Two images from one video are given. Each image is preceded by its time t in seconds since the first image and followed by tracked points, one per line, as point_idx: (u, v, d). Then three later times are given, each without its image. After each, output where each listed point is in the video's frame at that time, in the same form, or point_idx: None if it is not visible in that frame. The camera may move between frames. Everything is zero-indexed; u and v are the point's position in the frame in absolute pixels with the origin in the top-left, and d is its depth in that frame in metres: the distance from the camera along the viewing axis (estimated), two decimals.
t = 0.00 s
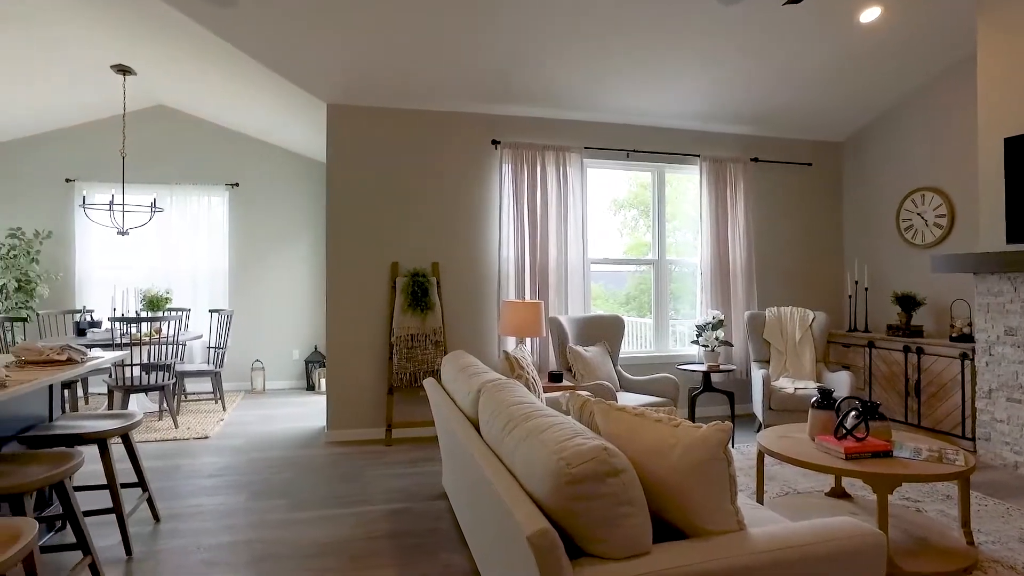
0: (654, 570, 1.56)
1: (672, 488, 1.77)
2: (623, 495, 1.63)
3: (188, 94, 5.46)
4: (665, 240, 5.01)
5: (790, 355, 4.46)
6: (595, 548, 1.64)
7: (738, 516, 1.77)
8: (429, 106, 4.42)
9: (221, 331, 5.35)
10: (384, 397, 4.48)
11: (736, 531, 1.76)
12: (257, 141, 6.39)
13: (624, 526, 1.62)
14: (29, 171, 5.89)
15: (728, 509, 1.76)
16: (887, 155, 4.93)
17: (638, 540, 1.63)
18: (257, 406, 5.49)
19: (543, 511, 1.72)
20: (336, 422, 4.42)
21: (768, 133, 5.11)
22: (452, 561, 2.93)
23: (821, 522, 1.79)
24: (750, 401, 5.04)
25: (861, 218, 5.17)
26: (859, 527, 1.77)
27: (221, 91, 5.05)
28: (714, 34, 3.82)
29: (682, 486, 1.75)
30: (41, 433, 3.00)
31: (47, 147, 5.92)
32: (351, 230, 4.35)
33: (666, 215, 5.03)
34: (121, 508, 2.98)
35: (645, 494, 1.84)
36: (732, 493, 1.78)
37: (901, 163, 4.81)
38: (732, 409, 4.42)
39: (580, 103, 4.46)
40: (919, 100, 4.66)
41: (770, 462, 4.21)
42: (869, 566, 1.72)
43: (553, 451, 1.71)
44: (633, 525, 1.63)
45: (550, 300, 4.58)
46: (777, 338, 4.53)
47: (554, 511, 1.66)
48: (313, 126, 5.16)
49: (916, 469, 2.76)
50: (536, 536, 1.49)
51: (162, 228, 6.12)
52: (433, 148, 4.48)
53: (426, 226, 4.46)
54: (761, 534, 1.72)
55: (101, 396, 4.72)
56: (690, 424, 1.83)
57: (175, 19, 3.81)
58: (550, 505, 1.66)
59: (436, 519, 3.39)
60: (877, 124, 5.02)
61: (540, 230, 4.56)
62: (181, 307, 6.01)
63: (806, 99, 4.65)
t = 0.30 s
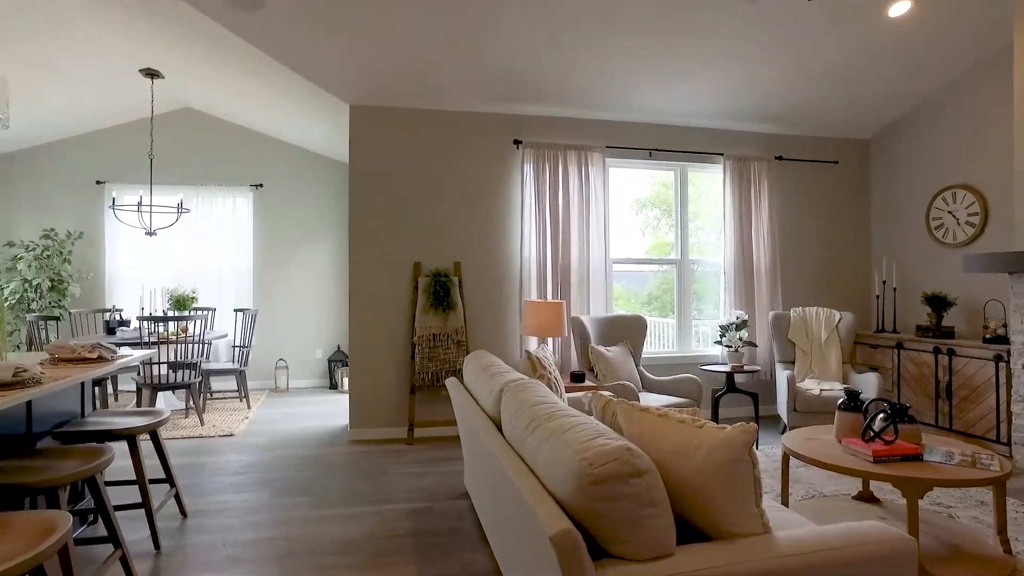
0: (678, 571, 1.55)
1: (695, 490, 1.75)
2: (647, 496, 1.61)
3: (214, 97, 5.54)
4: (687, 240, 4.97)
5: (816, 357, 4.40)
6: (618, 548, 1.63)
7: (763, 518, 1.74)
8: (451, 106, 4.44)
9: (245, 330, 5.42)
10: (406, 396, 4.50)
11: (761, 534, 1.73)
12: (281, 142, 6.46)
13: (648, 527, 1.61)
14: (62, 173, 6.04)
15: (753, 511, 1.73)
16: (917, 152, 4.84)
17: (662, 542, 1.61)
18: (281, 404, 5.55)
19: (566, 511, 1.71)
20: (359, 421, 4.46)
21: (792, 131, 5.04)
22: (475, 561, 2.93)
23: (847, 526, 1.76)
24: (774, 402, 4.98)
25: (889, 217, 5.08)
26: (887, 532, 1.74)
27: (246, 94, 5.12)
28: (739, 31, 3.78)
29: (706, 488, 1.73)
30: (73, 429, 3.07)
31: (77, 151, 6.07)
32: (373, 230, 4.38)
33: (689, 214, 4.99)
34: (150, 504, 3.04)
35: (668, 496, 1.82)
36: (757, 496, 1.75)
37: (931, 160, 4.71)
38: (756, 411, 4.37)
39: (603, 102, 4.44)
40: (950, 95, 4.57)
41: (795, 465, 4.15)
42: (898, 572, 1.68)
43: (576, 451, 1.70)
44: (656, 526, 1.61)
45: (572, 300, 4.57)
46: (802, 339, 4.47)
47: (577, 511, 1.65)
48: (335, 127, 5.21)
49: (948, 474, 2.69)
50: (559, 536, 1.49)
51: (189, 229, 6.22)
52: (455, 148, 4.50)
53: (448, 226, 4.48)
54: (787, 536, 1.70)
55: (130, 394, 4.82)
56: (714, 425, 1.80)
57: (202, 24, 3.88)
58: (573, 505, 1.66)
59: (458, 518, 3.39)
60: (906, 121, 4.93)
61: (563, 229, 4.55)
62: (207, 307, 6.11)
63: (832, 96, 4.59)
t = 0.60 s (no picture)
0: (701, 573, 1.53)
1: (718, 491, 1.73)
2: (669, 497, 1.60)
3: (238, 99, 5.61)
4: (710, 239, 4.93)
5: (842, 358, 4.34)
6: (640, 550, 1.62)
7: (788, 520, 1.71)
8: (473, 106, 4.45)
9: (269, 329, 5.49)
10: (428, 395, 4.53)
11: (786, 536, 1.71)
12: (303, 144, 6.53)
13: (670, 528, 1.59)
14: (91, 175, 6.17)
15: (778, 513, 1.71)
16: (947, 150, 4.74)
17: (685, 543, 1.60)
18: (303, 403, 5.61)
19: (587, 511, 1.70)
20: (381, 420, 4.49)
21: (817, 128, 4.98)
22: (497, 560, 2.94)
23: (873, 530, 1.73)
24: (798, 404, 4.92)
25: (918, 215, 4.99)
26: (915, 536, 1.71)
27: (270, 96, 5.18)
28: (764, 27, 3.73)
29: (730, 490, 1.71)
30: (103, 425, 3.13)
31: (106, 153, 6.19)
32: (395, 230, 4.41)
33: (711, 213, 4.95)
34: (176, 499, 3.09)
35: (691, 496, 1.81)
36: (782, 497, 1.73)
37: (962, 157, 4.62)
38: (780, 412, 4.32)
39: (625, 101, 4.42)
40: (981, 91, 4.48)
41: (820, 467, 4.09)
42: None
43: (597, 451, 1.69)
44: (679, 527, 1.60)
45: (594, 299, 4.55)
46: (828, 340, 4.41)
47: (598, 511, 1.64)
48: (357, 128, 5.26)
49: (981, 479, 2.62)
50: (581, 537, 1.48)
51: (214, 229, 6.32)
52: (477, 148, 4.51)
53: (469, 226, 4.49)
54: (812, 539, 1.67)
55: (157, 392, 4.91)
56: (737, 426, 1.78)
57: (227, 28, 3.94)
58: (594, 505, 1.65)
59: (480, 518, 3.40)
60: (935, 117, 4.84)
61: (584, 229, 4.54)
62: (232, 306, 6.20)
63: (859, 93, 4.52)
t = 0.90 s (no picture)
0: None
1: (741, 492, 1.70)
2: (693, 498, 1.59)
3: (263, 101, 5.68)
4: (734, 238, 4.88)
5: (869, 359, 4.27)
6: (663, 551, 1.60)
7: (814, 524, 1.69)
8: (495, 106, 4.46)
9: (293, 328, 5.55)
10: (450, 395, 4.54)
11: (811, 540, 1.68)
12: (327, 145, 6.60)
13: (693, 530, 1.58)
14: (121, 177, 6.30)
15: (803, 516, 1.68)
16: (979, 147, 4.64)
17: (708, 545, 1.58)
18: (327, 402, 5.67)
19: (609, 512, 1.69)
20: (404, 419, 4.52)
21: (843, 125, 4.90)
22: (520, 560, 2.94)
23: (902, 536, 1.68)
24: (824, 406, 4.85)
25: (949, 214, 4.88)
26: (945, 542, 1.65)
27: (294, 98, 5.24)
28: (789, 25, 3.68)
29: (753, 491, 1.68)
30: (133, 422, 3.20)
31: (135, 156, 6.32)
32: (418, 231, 4.43)
33: (735, 213, 4.90)
34: (203, 496, 3.14)
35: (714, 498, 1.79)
36: (808, 500, 1.70)
37: (995, 154, 4.51)
38: (805, 414, 4.26)
39: (648, 100, 4.40)
40: (1015, 87, 4.37)
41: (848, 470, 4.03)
42: None
43: (620, 452, 1.68)
44: (702, 529, 1.58)
45: (616, 299, 4.54)
46: (855, 341, 4.35)
47: (620, 512, 1.63)
48: (379, 128, 5.29)
49: (1016, 484, 2.54)
50: (603, 538, 1.48)
51: (239, 230, 6.41)
52: (499, 148, 4.52)
53: (491, 226, 4.50)
54: (839, 543, 1.64)
55: (184, 390, 4.99)
56: (761, 427, 1.76)
57: (253, 32, 4.00)
58: (616, 506, 1.64)
59: (502, 517, 3.41)
60: (967, 114, 4.73)
61: (606, 229, 4.53)
62: (257, 305, 6.28)
63: (887, 90, 4.44)
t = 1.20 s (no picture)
0: None
1: (766, 494, 1.68)
2: (716, 500, 1.57)
3: (286, 103, 5.74)
4: (757, 238, 4.83)
5: (897, 360, 4.21)
6: (685, 553, 1.59)
7: (841, 528, 1.66)
8: (516, 106, 4.46)
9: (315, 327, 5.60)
10: (471, 394, 4.56)
11: (838, 544, 1.65)
12: (349, 146, 6.65)
13: (717, 532, 1.56)
14: (148, 179, 6.42)
15: (830, 520, 1.65)
16: (1012, 143, 4.53)
17: (731, 547, 1.57)
18: (349, 401, 5.72)
19: (632, 512, 1.68)
20: (425, 418, 4.54)
21: (869, 122, 4.82)
22: (542, 559, 2.94)
23: (933, 541, 1.63)
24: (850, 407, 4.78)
25: (980, 212, 4.78)
26: (979, 549, 1.60)
27: (316, 99, 5.29)
28: (814, 22, 3.63)
29: (777, 493, 1.66)
30: (160, 419, 3.25)
31: (161, 158, 6.44)
32: (439, 231, 4.45)
33: (758, 212, 4.85)
34: (228, 493, 3.18)
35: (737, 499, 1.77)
36: (834, 504, 1.67)
37: None
38: (831, 416, 4.21)
39: (671, 98, 4.37)
40: None
41: (875, 473, 3.96)
42: None
43: (642, 452, 1.67)
44: (726, 531, 1.56)
45: (638, 299, 4.52)
46: (882, 341, 4.28)
47: (643, 512, 1.62)
48: (401, 129, 5.33)
49: None
50: (626, 538, 1.47)
51: (263, 230, 6.49)
52: (520, 148, 4.52)
53: (512, 226, 4.51)
54: (867, 547, 1.61)
55: (209, 388, 5.07)
56: (787, 428, 1.73)
57: (277, 35, 4.04)
58: (639, 506, 1.63)
59: (523, 517, 3.40)
60: (999, 110, 4.63)
61: (628, 229, 4.51)
62: (280, 305, 6.36)
63: (916, 86, 4.36)
